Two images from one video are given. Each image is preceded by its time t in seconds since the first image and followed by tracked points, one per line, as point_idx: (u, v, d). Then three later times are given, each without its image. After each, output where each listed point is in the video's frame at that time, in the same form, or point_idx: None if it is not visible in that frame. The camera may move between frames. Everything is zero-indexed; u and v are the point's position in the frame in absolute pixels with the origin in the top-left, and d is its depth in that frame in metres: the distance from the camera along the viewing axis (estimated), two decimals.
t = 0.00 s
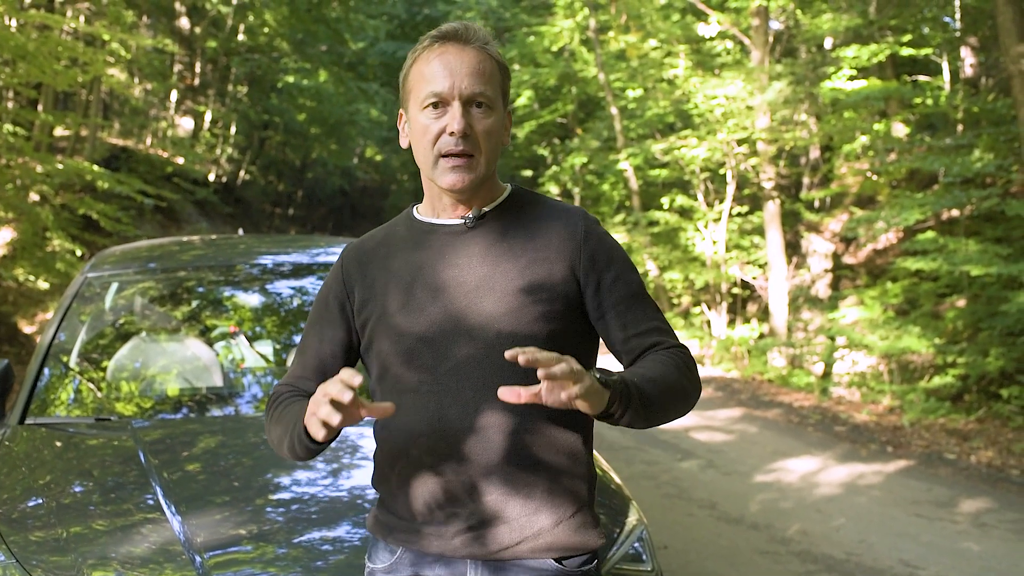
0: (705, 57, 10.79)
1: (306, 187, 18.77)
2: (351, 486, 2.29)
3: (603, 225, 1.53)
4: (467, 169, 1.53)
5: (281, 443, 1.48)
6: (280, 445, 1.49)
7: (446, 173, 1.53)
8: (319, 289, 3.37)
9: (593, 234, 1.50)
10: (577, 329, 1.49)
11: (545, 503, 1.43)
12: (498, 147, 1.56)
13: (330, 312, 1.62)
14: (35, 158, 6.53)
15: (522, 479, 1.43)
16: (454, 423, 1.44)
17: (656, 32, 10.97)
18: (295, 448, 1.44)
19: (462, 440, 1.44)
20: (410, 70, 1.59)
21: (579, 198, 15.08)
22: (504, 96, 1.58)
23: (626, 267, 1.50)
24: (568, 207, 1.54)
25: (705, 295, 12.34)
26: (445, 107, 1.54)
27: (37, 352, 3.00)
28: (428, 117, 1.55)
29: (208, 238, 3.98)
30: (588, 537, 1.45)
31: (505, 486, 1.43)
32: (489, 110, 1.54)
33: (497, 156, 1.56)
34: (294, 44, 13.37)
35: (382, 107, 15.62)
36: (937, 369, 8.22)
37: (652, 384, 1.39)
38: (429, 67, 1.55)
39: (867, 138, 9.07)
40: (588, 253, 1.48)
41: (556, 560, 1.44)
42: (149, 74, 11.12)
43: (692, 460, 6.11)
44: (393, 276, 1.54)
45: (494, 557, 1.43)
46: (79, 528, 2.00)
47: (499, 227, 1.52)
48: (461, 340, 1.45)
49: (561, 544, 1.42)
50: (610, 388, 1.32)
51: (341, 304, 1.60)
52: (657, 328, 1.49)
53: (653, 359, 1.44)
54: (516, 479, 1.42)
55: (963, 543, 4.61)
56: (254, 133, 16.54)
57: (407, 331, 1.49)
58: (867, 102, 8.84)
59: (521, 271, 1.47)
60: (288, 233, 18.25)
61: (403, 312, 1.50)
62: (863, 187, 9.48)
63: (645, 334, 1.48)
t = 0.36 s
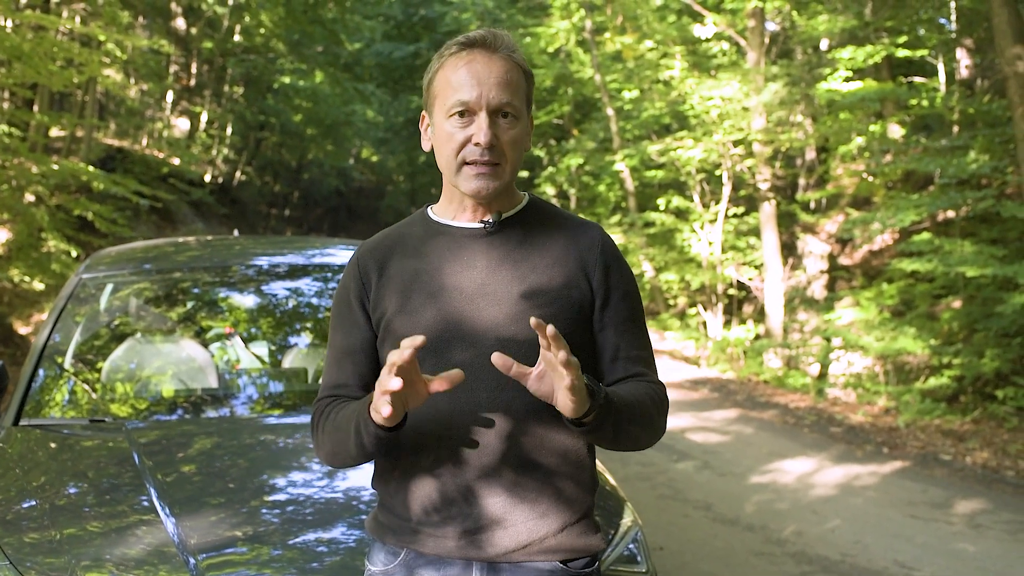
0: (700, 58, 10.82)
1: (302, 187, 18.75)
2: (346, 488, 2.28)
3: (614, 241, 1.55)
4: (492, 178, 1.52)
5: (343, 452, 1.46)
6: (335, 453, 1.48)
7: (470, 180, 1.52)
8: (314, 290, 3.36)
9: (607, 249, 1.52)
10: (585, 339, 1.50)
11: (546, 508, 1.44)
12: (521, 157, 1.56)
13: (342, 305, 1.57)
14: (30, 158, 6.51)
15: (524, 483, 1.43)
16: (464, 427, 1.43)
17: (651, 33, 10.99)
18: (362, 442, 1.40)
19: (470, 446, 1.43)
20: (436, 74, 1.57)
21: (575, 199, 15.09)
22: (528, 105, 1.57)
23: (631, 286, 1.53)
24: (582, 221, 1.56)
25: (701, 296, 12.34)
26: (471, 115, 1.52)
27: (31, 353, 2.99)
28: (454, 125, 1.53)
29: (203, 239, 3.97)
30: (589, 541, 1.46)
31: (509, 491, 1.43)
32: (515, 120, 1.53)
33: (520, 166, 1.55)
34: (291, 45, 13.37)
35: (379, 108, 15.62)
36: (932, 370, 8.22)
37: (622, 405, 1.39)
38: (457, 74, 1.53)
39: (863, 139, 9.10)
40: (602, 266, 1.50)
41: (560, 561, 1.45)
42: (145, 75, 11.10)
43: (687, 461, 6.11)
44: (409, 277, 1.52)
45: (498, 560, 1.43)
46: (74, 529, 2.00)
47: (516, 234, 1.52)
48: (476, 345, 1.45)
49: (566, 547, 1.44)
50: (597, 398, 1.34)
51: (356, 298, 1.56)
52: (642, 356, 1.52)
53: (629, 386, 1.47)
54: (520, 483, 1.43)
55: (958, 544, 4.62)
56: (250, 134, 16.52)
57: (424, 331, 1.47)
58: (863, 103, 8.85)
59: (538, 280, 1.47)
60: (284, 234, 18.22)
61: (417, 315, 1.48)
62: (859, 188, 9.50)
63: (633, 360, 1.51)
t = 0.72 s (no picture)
0: (694, 56, 10.85)
1: (296, 187, 18.71)
2: (340, 487, 2.28)
3: (608, 241, 1.54)
4: (486, 169, 1.52)
5: (306, 434, 1.46)
6: (302, 440, 1.48)
7: (464, 172, 1.52)
8: (308, 289, 3.36)
9: (601, 248, 1.52)
10: (579, 336, 1.50)
11: (539, 506, 1.44)
12: (514, 151, 1.56)
13: (334, 304, 1.57)
14: (23, 158, 6.49)
15: (517, 481, 1.43)
16: (457, 424, 1.44)
17: (645, 32, 11.04)
18: (326, 434, 1.43)
19: (464, 443, 1.44)
20: (428, 70, 1.58)
21: (569, 198, 15.09)
22: (520, 99, 1.58)
23: (625, 285, 1.52)
24: (577, 220, 1.55)
25: (696, 295, 12.35)
26: (463, 109, 1.53)
27: (23, 353, 2.98)
28: (447, 119, 1.54)
29: (197, 238, 3.96)
30: (577, 540, 1.46)
31: (502, 489, 1.43)
32: (507, 113, 1.54)
33: (513, 160, 1.56)
34: (284, 44, 13.39)
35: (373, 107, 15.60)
36: (925, 368, 8.26)
37: (613, 403, 1.39)
38: (449, 69, 1.54)
39: (855, 137, 9.14)
40: (596, 265, 1.50)
41: (550, 559, 1.44)
42: (138, 74, 11.08)
43: (682, 459, 6.13)
44: (401, 276, 1.52)
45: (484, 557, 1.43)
46: (66, 529, 1.99)
47: (508, 232, 1.51)
48: (468, 343, 1.45)
49: (556, 546, 1.43)
50: (577, 386, 1.33)
51: (347, 298, 1.56)
52: (639, 354, 1.51)
53: (623, 382, 1.46)
54: (514, 481, 1.43)
55: (952, 542, 4.64)
56: (244, 133, 16.48)
57: (415, 329, 1.47)
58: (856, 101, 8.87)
59: (530, 278, 1.47)
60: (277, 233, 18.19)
61: (408, 312, 1.49)
62: (852, 186, 9.53)
63: (627, 358, 1.50)
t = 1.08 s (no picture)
0: (692, 55, 10.84)
1: (293, 186, 18.68)
2: (338, 486, 2.28)
3: (598, 239, 1.52)
4: (478, 170, 1.53)
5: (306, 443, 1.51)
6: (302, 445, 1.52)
7: (458, 174, 1.52)
8: (305, 288, 3.36)
9: (589, 246, 1.49)
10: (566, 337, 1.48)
11: (529, 505, 1.42)
12: (500, 150, 1.56)
13: (330, 309, 1.62)
14: (20, 157, 6.48)
15: (507, 478, 1.42)
16: (443, 422, 1.45)
17: (643, 31, 10.97)
18: (309, 436, 1.47)
19: (453, 442, 1.44)
20: (409, 76, 1.59)
21: (567, 197, 15.09)
22: (501, 96, 1.58)
23: (614, 283, 1.49)
24: (564, 219, 1.53)
25: (693, 294, 12.34)
26: (448, 112, 1.53)
27: (20, 352, 2.98)
28: (433, 124, 1.54)
29: (194, 237, 3.95)
30: (566, 540, 1.44)
31: (492, 489, 1.42)
32: (491, 111, 1.54)
33: (501, 158, 1.56)
34: (281, 43, 13.45)
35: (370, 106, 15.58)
36: (922, 366, 8.46)
37: (586, 398, 1.34)
38: (429, 73, 1.54)
39: (852, 136, 9.14)
40: (581, 264, 1.47)
41: (537, 560, 1.43)
42: (136, 73, 11.08)
43: (680, 458, 6.13)
44: (390, 280, 1.54)
45: (471, 558, 1.43)
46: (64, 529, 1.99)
47: (494, 232, 1.51)
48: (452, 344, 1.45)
49: (543, 547, 1.42)
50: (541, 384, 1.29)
51: (340, 302, 1.61)
52: (625, 352, 1.47)
53: (603, 382, 1.41)
54: (506, 479, 1.42)
55: (949, 541, 4.64)
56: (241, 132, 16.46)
57: (400, 329, 1.49)
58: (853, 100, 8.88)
59: (513, 277, 1.46)
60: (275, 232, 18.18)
61: (397, 316, 1.50)
62: (850, 185, 9.53)
63: (612, 356, 1.46)
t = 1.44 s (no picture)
0: (692, 52, 10.83)
1: (293, 181, 18.67)
2: (337, 481, 2.29)
3: (590, 232, 1.50)
4: (464, 171, 1.52)
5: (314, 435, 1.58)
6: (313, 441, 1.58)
7: (445, 177, 1.52)
8: (304, 283, 3.37)
9: (579, 240, 1.48)
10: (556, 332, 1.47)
11: (520, 501, 1.42)
12: (487, 147, 1.56)
13: (329, 306, 1.66)
14: (19, 152, 6.48)
15: (499, 472, 1.43)
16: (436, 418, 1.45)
17: (643, 27, 10.93)
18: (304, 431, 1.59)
19: (443, 437, 1.44)
20: (391, 79, 1.59)
21: (567, 193, 15.10)
22: (486, 92, 1.57)
23: (603, 277, 1.47)
24: (556, 212, 1.52)
25: (692, 291, 12.33)
26: (431, 114, 1.53)
27: (19, 348, 2.98)
28: (417, 126, 1.54)
29: (194, 232, 3.95)
30: (559, 536, 1.43)
31: (486, 485, 1.42)
32: (474, 110, 1.53)
33: (488, 155, 1.56)
34: (281, 39, 13.48)
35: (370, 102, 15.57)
36: (921, 363, 8.40)
37: (547, 395, 1.32)
38: (410, 75, 1.54)
39: (853, 133, 9.13)
40: (569, 258, 1.46)
41: (529, 557, 1.43)
42: (135, 68, 11.10)
43: (679, 455, 6.14)
44: (382, 277, 1.55)
45: (463, 554, 1.43)
46: (63, 524, 1.99)
47: (484, 227, 1.51)
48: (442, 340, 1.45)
49: (539, 542, 1.42)
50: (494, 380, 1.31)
51: (338, 300, 1.64)
52: (608, 348, 1.44)
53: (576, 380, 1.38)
54: (500, 473, 1.42)
55: (948, 537, 4.65)
56: (241, 127, 16.45)
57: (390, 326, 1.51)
58: (853, 98, 8.88)
59: (499, 270, 1.46)
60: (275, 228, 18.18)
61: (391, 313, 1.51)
62: (850, 182, 9.52)
63: (599, 352, 1.43)
